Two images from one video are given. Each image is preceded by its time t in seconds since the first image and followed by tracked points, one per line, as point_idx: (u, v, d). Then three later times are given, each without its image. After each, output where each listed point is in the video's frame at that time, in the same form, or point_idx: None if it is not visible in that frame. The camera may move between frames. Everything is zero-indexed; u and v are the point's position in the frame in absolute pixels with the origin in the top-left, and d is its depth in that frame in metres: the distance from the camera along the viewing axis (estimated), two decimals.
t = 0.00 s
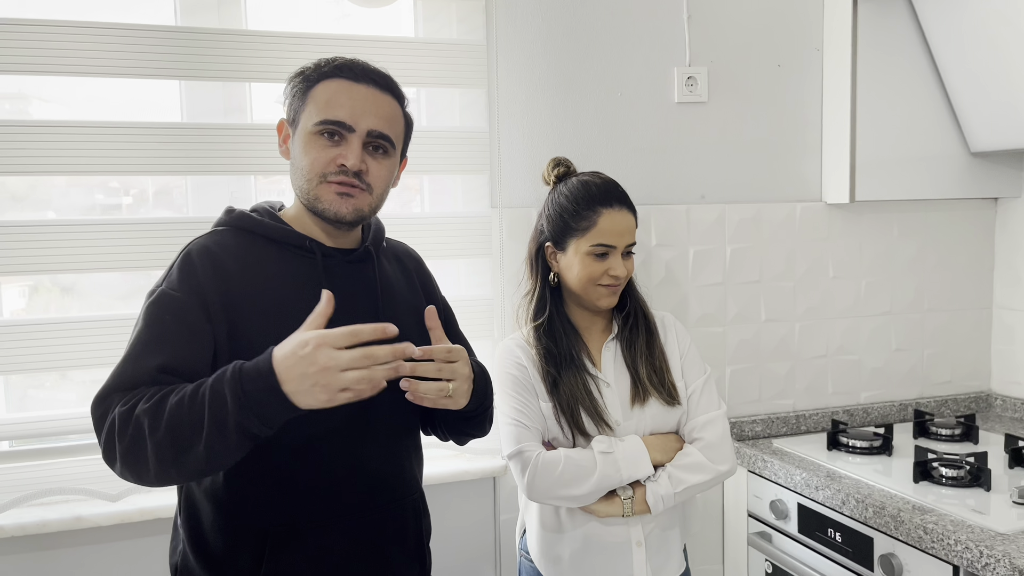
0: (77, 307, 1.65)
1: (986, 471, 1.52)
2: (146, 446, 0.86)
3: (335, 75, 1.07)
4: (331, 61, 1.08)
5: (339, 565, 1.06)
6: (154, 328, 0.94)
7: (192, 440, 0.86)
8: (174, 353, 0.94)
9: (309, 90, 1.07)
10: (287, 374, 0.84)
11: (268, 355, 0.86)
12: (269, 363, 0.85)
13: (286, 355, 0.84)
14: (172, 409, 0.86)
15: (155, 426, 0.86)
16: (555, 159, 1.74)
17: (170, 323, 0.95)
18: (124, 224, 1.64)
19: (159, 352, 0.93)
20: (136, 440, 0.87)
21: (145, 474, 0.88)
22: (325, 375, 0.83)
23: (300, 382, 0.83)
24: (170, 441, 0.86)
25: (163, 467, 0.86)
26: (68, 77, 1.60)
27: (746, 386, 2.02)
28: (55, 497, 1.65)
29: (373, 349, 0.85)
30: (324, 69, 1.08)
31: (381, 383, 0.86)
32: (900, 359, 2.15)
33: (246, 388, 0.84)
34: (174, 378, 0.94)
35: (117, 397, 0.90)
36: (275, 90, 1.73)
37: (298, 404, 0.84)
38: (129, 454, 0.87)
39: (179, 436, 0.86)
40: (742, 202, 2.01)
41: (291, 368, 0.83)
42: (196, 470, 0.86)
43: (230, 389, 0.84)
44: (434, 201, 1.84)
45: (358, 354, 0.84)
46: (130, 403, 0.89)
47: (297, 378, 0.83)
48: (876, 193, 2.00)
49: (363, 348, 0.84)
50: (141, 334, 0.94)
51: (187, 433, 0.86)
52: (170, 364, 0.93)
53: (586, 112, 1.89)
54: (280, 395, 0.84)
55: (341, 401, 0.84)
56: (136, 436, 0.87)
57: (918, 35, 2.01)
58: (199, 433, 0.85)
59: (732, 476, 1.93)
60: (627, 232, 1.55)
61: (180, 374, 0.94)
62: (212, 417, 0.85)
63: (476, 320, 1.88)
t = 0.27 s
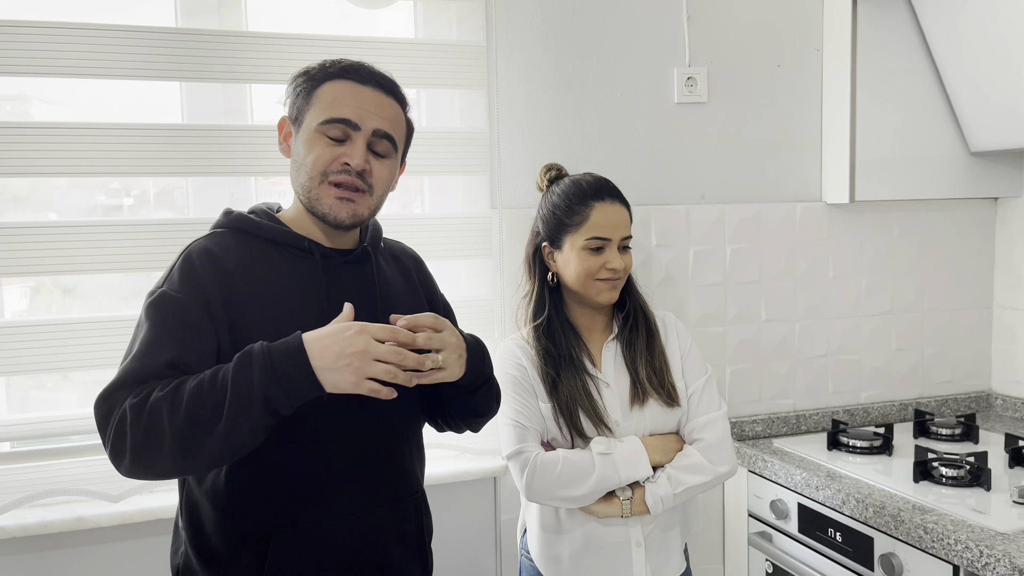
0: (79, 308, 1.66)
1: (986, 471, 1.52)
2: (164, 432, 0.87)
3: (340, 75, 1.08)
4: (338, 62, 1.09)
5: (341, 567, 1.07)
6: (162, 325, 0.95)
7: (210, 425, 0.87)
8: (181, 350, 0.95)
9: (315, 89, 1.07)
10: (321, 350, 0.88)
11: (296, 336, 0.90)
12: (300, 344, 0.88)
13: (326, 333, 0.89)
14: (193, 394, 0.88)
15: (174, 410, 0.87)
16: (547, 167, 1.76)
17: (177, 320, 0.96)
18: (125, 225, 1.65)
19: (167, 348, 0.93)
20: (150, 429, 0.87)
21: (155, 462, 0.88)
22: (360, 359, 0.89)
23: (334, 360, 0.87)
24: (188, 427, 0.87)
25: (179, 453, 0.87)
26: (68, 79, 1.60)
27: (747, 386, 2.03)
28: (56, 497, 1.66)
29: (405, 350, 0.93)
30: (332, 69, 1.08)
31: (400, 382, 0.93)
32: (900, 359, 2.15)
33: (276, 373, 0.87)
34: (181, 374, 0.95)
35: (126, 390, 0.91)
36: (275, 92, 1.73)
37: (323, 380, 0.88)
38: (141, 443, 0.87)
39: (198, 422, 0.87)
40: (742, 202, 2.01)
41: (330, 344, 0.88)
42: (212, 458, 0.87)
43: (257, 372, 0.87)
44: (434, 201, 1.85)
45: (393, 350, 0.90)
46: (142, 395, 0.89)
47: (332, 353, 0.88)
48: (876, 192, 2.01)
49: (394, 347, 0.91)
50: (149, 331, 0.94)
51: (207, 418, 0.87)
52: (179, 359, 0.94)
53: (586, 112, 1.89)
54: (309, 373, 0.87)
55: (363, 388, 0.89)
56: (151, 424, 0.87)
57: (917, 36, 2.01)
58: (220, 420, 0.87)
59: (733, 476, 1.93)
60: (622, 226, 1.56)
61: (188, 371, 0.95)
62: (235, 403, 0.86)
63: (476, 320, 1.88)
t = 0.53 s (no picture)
0: (79, 309, 1.66)
1: (986, 470, 1.52)
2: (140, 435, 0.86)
3: (358, 84, 1.08)
4: (353, 69, 1.09)
5: (340, 566, 1.07)
6: (155, 328, 0.95)
7: (179, 428, 0.85)
8: (174, 352, 0.95)
9: (335, 98, 1.07)
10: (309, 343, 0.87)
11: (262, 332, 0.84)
12: (263, 340, 0.82)
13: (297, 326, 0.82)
14: (164, 394, 0.86)
15: (149, 410, 0.86)
16: (555, 163, 1.76)
17: (169, 323, 0.96)
18: (125, 225, 1.65)
19: (160, 350, 0.93)
20: (133, 432, 0.87)
21: (141, 464, 0.88)
22: (324, 354, 0.80)
23: (298, 355, 0.81)
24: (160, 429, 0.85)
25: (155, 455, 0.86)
26: (69, 79, 1.60)
27: (747, 386, 2.03)
28: (57, 498, 1.66)
29: (377, 343, 0.82)
30: (349, 77, 1.08)
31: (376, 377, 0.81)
32: (901, 359, 2.15)
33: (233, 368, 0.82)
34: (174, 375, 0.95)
35: (118, 393, 0.91)
36: (275, 92, 1.74)
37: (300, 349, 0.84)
38: (125, 444, 0.87)
39: (169, 423, 0.85)
40: (742, 201, 2.02)
41: (295, 339, 0.81)
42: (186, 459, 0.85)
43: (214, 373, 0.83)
44: (433, 201, 1.86)
45: (362, 342, 0.81)
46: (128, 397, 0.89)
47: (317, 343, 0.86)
48: (876, 192, 2.01)
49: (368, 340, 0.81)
50: (142, 333, 0.95)
51: (176, 419, 0.85)
52: (170, 362, 0.94)
53: (586, 112, 1.89)
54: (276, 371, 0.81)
55: (331, 386, 0.81)
56: (132, 427, 0.87)
57: (917, 35, 2.01)
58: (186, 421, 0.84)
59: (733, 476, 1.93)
60: (624, 228, 1.56)
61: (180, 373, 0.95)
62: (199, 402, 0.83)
63: (476, 320, 1.88)
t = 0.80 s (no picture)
0: (79, 309, 1.66)
1: (985, 469, 1.52)
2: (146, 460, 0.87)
3: (366, 87, 1.09)
4: (358, 70, 1.09)
5: (343, 567, 1.07)
6: (157, 337, 0.95)
7: (186, 461, 0.86)
8: (177, 362, 0.95)
9: (343, 100, 1.07)
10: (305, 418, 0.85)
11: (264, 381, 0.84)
12: (265, 392, 0.83)
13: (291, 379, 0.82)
14: (170, 428, 0.86)
15: (154, 443, 0.87)
16: (556, 163, 1.76)
17: (172, 332, 0.96)
18: (125, 226, 1.65)
19: (164, 361, 0.94)
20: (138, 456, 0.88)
21: (142, 487, 0.89)
22: (314, 413, 0.80)
23: (289, 413, 0.81)
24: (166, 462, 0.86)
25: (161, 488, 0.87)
26: (69, 80, 1.60)
27: (747, 386, 2.03)
28: (57, 498, 1.66)
29: (365, 396, 0.80)
30: (356, 79, 1.08)
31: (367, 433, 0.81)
32: (900, 358, 2.15)
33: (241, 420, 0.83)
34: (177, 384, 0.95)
35: (121, 406, 0.91)
36: (275, 92, 1.74)
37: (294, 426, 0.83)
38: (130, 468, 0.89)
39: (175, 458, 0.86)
40: (742, 201, 2.02)
41: (286, 395, 0.81)
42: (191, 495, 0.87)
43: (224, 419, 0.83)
44: (434, 201, 1.85)
45: (347, 397, 0.79)
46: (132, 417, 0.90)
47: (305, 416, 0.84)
48: (875, 192, 2.01)
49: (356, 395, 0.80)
50: (145, 343, 0.95)
51: (183, 454, 0.86)
52: (173, 375, 0.94)
53: (586, 113, 1.89)
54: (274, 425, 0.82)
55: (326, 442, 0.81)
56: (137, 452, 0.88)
57: (916, 35, 2.01)
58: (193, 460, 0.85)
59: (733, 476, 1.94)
60: (626, 229, 1.56)
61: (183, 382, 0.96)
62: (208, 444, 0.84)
63: (476, 320, 1.89)
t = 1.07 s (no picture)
0: (79, 310, 1.66)
1: (984, 470, 1.52)
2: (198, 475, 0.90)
3: (363, 86, 1.09)
4: (352, 70, 1.09)
5: (349, 565, 1.07)
6: (172, 342, 0.95)
7: (247, 478, 0.91)
8: (200, 369, 0.96)
9: (341, 100, 1.07)
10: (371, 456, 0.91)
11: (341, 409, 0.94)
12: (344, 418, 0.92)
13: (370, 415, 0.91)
14: (227, 447, 0.90)
15: (208, 463, 0.90)
16: (553, 166, 1.77)
17: (188, 335, 0.96)
18: (124, 226, 1.65)
19: (186, 367, 0.94)
20: (184, 472, 0.90)
21: (188, 501, 0.91)
22: (392, 445, 0.90)
23: (367, 443, 0.90)
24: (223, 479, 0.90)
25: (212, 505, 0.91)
26: (67, 80, 1.61)
27: (746, 386, 2.03)
28: (56, 498, 1.66)
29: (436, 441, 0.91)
30: (351, 79, 1.09)
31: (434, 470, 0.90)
32: (899, 359, 2.15)
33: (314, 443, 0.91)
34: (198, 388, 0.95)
35: (148, 416, 0.91)
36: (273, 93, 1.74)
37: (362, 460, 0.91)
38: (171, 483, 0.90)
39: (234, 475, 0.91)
40: (741, 202, 2.02)
41: (366, 429, 0.90)
42: (250, 507, 0.91)
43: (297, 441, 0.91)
44: (433, 202, 1.86)
45: (425, 439, 0.90)
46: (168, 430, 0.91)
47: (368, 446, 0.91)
48: (874, 192, 2.01)
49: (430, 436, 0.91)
50: (163, 349, 0.94)
51: (242, 475, 0.91)
52: (201, 382, 0.95)
53: (585, 113, 1.89)
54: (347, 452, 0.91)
55: (393, 475, 0.90)
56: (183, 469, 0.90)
57: (915, 36, 2.01)
58: (252, 479, 0.90)
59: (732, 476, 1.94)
60: (626, 228, 1.56)
61: (203, 386, 0.96)
62: (275, 462, 0.91)
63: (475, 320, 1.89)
